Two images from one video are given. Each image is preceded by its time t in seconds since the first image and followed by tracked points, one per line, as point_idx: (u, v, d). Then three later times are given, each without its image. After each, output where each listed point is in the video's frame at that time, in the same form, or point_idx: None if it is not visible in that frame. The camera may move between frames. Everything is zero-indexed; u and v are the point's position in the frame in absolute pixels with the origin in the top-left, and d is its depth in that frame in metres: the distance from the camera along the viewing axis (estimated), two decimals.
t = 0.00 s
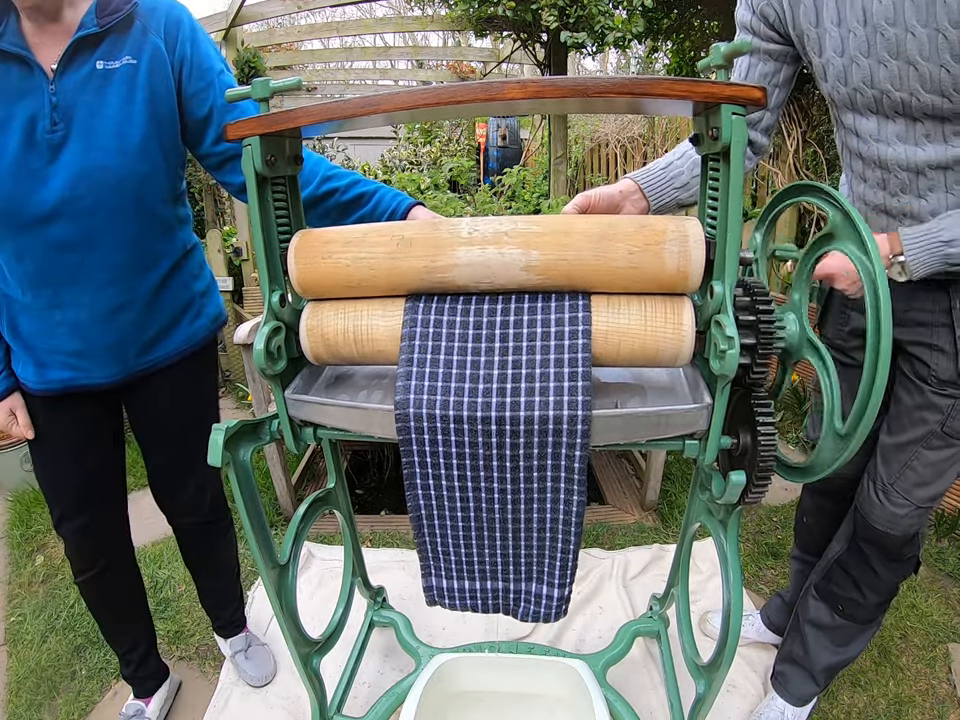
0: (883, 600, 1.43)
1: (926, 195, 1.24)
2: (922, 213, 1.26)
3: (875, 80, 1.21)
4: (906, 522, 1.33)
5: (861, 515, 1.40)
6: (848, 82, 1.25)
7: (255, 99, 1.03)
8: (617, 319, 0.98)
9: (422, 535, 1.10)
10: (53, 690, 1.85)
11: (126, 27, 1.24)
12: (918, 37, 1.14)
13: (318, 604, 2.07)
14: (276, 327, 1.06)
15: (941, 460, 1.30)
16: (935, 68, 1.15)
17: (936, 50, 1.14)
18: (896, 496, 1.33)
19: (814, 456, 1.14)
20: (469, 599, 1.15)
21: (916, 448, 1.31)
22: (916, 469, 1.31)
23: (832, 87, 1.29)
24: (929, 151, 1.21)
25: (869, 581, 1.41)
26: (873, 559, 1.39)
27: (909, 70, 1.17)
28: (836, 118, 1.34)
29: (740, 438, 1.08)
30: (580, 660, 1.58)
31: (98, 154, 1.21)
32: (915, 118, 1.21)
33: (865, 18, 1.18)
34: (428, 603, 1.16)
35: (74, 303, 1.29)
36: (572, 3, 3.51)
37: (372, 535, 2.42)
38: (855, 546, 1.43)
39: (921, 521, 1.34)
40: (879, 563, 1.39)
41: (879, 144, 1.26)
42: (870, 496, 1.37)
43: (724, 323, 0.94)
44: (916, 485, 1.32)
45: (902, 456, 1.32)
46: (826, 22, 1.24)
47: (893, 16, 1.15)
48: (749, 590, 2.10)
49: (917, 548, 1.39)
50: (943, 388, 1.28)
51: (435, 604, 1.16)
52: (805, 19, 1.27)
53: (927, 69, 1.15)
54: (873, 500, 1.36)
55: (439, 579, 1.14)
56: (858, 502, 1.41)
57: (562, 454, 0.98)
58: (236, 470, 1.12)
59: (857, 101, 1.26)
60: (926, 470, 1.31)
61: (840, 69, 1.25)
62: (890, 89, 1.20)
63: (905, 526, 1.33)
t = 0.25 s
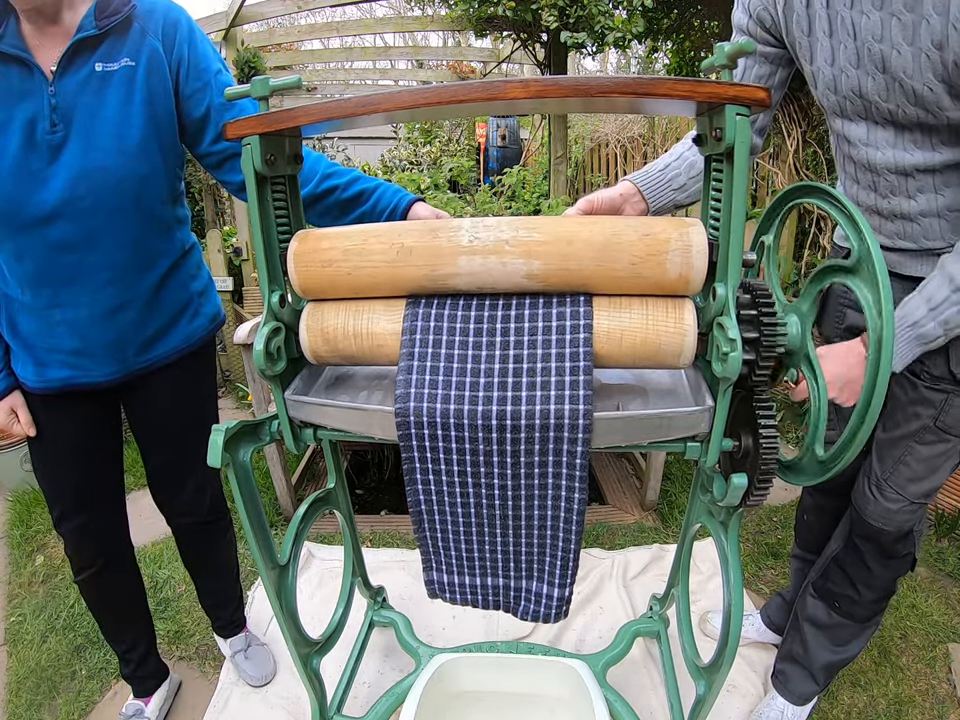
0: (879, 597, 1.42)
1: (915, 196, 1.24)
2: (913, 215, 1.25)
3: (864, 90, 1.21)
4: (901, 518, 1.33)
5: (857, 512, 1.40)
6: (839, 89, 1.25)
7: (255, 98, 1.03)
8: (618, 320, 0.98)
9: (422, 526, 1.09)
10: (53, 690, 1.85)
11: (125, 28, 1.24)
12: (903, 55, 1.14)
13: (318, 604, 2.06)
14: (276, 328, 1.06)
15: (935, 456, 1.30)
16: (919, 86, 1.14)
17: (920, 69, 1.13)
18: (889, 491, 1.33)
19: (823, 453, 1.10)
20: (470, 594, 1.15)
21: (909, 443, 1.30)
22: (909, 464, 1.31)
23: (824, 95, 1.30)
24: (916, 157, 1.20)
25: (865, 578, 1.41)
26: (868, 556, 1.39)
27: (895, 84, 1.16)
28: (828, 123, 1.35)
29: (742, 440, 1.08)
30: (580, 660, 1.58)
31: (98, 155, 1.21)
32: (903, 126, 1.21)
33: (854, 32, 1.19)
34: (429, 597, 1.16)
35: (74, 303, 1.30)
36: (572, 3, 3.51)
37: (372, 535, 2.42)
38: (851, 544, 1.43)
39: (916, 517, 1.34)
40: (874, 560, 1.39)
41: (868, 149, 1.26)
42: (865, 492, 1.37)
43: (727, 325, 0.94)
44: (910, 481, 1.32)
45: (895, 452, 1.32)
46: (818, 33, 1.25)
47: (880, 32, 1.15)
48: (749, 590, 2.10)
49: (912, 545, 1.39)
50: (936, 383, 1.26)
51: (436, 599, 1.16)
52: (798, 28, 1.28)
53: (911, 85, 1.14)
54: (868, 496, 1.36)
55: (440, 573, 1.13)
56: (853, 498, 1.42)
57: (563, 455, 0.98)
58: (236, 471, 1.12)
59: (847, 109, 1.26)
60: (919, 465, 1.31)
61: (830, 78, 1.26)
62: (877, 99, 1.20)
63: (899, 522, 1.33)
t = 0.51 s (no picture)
0: (876, 596, 1.42)
1: (911, 196, 1.24)
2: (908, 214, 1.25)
3: (862, 92, 1.21)
4: (897, 516, 1.32)
5: (853, 510, 1.40)
6: (838, 91, 1.25)
7: (255, 98, 1.03)
8: (618, 320, 0.98)
9: (418, 531, 1.09)
10: (53, 690, 1.85)
11: (123, 29, 1.24)
12: (903, 56, 1.14)
13: (317, 604, 2.06)
14: (276, 328, 1.06)
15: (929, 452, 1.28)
16: (919, 87, 1.14)
17: (920, 70, 1.13)
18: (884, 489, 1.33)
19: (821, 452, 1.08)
20: (465, 604, 1.15)
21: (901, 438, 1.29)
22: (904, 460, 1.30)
23: (822, 96, 1.29)
24: (913, 157, 1.20)
25: (863, 576, 1.41)
26: (866, 555, 1.40)
27: (894, 85, 1.16)
28: (826, 124, 1.35)
29: (742, 440, 1.08)
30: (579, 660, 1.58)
31: (95, 155, 1.21)
32: (901, 127, 1.21)
33: (854, 34, 1.19)
34: (424, 607, 1.17)
35: (72, 303, 1.30)
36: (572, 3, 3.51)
37: (372, 535, 2.42)
38: (848, 542, 1.43)
39: (913, 515, 1.34)
40: (872, 559, 1.39)
41: (866, 148, 1.25)
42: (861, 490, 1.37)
43: (727, 325, 0.94)
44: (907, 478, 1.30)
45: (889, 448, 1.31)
46: (817, 34, 1.25)
47: (880, 33, 1.15)
48: (749, 590, 2.10)
49: (910, 542, 1.39)
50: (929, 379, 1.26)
51: (429, 608, 1.16)
52: (796, 30, 1.29)
53: (911, 86, 1.14)
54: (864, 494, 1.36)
55: (434, 582, 1.13)
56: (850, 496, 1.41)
57: (562, 455, 0.97)
58: (236, 471, 1.12)
59: (845, 109, 1.26)
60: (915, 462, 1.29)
61: (828, 79, 1.26)
62: (876, 100, 1.20)
63: (896, 520, 1.33)
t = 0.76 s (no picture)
0: (876, 596, 1.42)
1: (911, 192, 1.24)
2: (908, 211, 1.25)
3: (866, 86, 1.21)
4: (898, 517, 1.33)
5: (853, 509, 1.40)
6: (841, 86, 1.25)
7: (255, 98, 1.03)
8: (618, 320, 0.98)
9: (418, 522, 1.08)
10: (53, 690, 1.85)
11: (123, 29, 1.24)
12: (909, 46, 1.14)
13: (317, 604, 2.06)
14: (276, 328, 1.06)
15: (931, 454, 1.30)
16: (924, 76, 1.14)
17: (926, 60, 1.13)
18: (886, 490, 1.33)
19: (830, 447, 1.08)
20: (466, 595, 1.13)
21: (905, 440, 1.31)
22: (906, 461, 1.31)
23: (824, 92, 1.29)
24: (916, 153, 1.20)
25: (863, 576, 1.41)
26: (866, 555, 1.40)
27: (899, 77, 1.17)
28: (827, 121, 1.35)
29: (742, 440, 1.08)
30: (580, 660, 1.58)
31: (95, 155, 1.21)
32: (904, 121, 1.21)
33: (858, 27, 1.19)
34: (424, 601, 1.15)
35: (71, 303, 1.30)
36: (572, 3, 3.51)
37: (372, 535, 2.42)
38: (847, 542, 1.43)
39: (913, 515, 1.34)
40: (872, 559, 1.39)
41: (868, 145, 1.26)
42: (861, 490, 1.37)
43: (727, 325, 0.94)
44: (908, 478, 1.31)
45: (892, 449, 1.32)
46: (819, 30, 1.25)
47: (885, 24, 1.16)
48: (749, 590, 2.10)
49: (910, 542, 1.39)
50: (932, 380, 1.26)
51: (431, 601, 1.15)
52: (797, 26, 1.29)
53: (916, 76, 1.15)
54: (865, 494, 1.36)
55: (434, 574, 1.11)
56: (850, 496, 1.42)
57: (563, 455, 0.97)
58: (236, 471, 1.12)
59: (848, 105, 1.26)
60: (917, 463, 1.31)
61: (831, 75, 1.26)
62: (880, 94, 1.20)
63: (897, 521, 1.34)
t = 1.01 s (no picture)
0: (876, 596, 1.42)
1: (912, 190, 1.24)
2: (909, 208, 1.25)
3: (866, 83, 1.21)
4: (897, 517, 1.33)
5: (853, 509, 1.40)
6: (840, 84, 1.25)
7: (255, 99, 1.03)
8: (617, 320, 0.98)
9: (419, 511, 1.07)
10: (53, 690, 1.85)
11: (123, 28, 1.24)
12: (906, 41, 1.14)
13: (317, 603, 2.06)
14: (276, 327, 1.06)
15: (930, 454, 1.30)
16: (923, 70, 1.14)
17: (925, 54, 1.13)
18: (885, 490, 1.33)
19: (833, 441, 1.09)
20: (468, 579, 1.12)
21: (904, 440, 1.30)
22: (905, 461, 1.31)
23: (824, 91, 1.30)
24: (916, 150, 1.21)
25: (862, 575, 1.41)
26: (865, 555, 1.40)
27: (898, 73, 1.17)
28: (827, 119, 1.35)
29: (740, 438, 1.08)
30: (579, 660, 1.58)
31: (95, 154, 1.21)
32: (904, 118, 1.21)
33: (856, 24, 1.19)
34: (428, 582, 1.14)
35: (71, 303, 1.30)
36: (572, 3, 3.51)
37: (372, 535, 2.42)
38: (847, 542, 1.43)
39: (913, 515, 1.34)
40: (871, 559, 1.39)
41: (868, 143, 1.26)
42: (861, 490, 1.37)
43: (724, 322, 0.94)
44: (907, 478, 1.31)
45: (892, 449, 1.32)
46: (817, 29, 1.25)
47: (883, 20, 1.15)
48: (749, 590, 2.10)
49: (910, 543, 1.39)
50: (931, 381, 1.27)
51: (434, 584, 1.14)
52: (796, 26, 1.29)
53: (915, 71, 1.15)
54: (864, 494, 1.36)
55: (438, 558, 1.11)
56: (849, 495, 1.42)
57: (562, 454, 0.97)
58: (236, 471, 1.12)
59: (848, 103, 1.26)
60: (917, 462, 1.30)
61: (831, 73, 1.26)
62: (879, 91, 1.20)
63: (896, 521, 1.33)
